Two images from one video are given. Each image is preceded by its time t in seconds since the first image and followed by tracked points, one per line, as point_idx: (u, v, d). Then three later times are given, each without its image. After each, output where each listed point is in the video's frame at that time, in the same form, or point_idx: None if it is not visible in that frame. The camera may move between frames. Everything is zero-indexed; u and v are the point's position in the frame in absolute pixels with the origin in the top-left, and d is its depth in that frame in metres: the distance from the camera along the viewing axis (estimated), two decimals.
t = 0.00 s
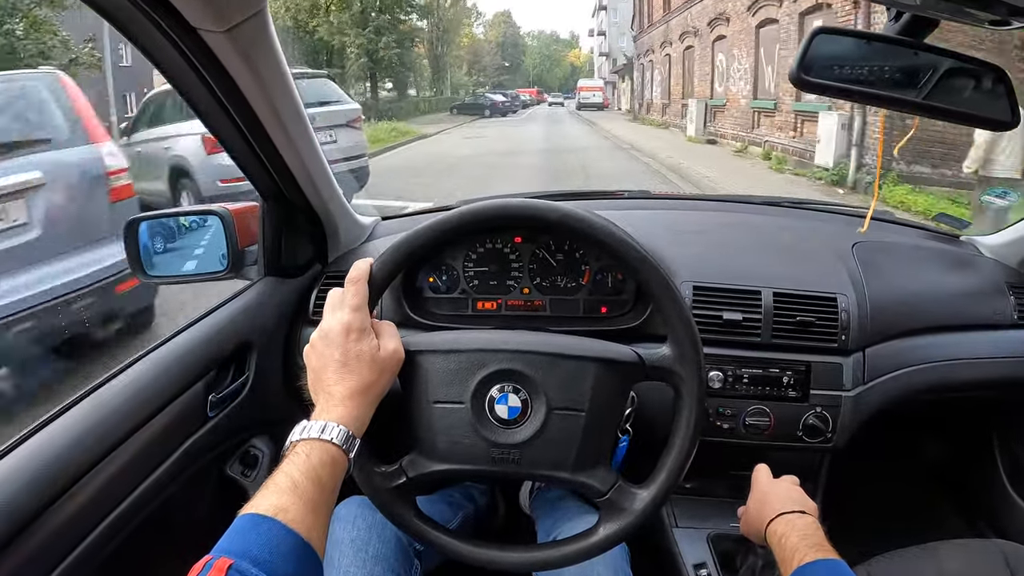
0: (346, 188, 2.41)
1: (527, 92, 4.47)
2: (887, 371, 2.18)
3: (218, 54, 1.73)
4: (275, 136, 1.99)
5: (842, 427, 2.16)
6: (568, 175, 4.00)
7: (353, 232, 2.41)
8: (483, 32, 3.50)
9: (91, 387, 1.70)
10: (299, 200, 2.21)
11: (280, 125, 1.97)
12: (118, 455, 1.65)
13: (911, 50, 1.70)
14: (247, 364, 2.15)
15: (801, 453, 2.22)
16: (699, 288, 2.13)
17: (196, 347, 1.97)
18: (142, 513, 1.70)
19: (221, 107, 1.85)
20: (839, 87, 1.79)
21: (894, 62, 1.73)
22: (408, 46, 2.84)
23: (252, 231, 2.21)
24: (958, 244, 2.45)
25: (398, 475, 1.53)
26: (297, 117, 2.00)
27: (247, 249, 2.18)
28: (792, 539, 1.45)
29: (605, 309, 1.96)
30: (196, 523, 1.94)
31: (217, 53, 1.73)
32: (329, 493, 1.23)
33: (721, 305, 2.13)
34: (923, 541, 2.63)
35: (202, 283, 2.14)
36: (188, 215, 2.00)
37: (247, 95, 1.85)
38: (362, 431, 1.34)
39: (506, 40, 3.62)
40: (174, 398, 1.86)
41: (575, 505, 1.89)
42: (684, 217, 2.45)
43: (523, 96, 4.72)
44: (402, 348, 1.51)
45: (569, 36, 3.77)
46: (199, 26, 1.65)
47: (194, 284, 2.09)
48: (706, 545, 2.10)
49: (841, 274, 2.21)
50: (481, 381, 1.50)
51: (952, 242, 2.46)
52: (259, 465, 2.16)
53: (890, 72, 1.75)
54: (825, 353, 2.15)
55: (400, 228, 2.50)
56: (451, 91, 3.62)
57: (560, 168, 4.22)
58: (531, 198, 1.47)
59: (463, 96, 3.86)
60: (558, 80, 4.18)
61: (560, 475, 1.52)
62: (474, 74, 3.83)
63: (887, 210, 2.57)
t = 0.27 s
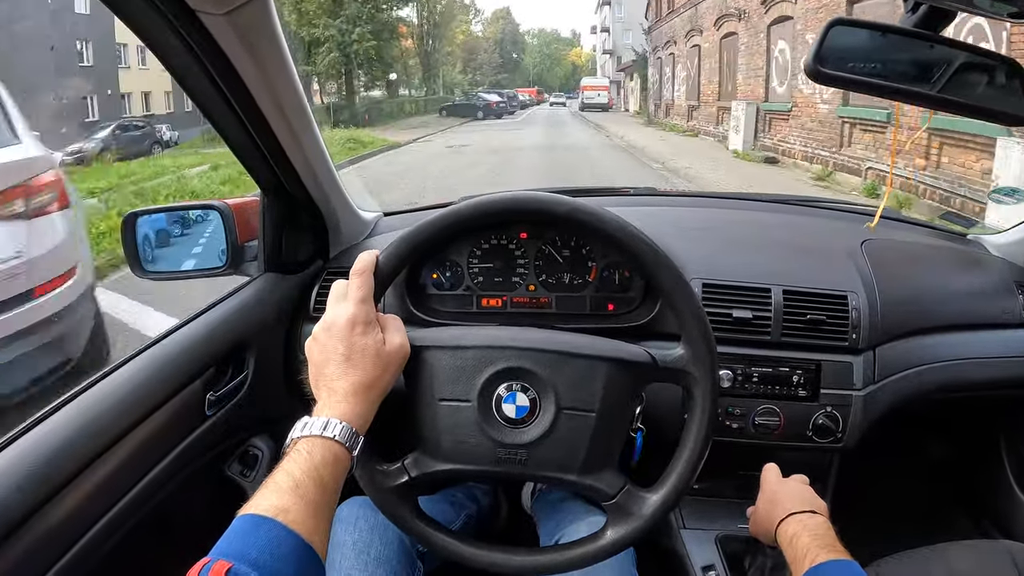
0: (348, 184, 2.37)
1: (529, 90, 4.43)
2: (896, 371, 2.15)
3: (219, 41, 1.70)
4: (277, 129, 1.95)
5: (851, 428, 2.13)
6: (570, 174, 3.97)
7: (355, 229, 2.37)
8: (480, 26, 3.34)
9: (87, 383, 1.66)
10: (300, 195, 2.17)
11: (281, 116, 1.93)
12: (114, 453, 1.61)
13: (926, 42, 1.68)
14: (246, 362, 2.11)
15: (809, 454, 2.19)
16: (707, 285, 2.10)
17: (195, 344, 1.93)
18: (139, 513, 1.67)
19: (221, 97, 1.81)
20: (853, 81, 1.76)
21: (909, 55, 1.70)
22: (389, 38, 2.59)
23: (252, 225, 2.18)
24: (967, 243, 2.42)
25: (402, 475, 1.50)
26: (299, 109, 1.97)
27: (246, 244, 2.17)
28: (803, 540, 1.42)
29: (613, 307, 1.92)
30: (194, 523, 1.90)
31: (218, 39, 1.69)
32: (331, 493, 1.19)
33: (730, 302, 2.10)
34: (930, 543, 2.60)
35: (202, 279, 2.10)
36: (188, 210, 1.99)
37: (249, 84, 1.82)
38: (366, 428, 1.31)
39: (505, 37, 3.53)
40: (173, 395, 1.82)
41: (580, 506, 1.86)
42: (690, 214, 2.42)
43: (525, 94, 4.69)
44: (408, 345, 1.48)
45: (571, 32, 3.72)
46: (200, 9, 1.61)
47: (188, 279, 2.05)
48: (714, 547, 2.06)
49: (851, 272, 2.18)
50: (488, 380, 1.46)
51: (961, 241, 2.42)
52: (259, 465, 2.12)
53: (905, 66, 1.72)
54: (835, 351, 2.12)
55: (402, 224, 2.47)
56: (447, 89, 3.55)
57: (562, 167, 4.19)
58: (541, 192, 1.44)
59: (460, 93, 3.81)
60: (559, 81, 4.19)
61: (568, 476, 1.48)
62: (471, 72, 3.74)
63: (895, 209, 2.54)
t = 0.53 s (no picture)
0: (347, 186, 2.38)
1: (530, 91, 4.44)
2: (893, 372, 2.15)
3: (215, 47, 1.71)
4: (274, 132, 1.97)
5: (847, 429, 2.13)
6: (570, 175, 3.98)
7: (353, 230, 2.39)
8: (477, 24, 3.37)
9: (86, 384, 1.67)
10: (297, 195, 2.18)
11: (279, 118, 1.95)
12: (112, 453, 1.62)
13: (921, 46, 1.67)
14: (245, 363, 2.12)
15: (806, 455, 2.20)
16: (704, 287, 2.11)
17: (194, 344, 1.94)
18: (138, 512, 1.68)
19: (218, 101, 1.83)
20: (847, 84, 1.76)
21: (903, 58, 1.71)
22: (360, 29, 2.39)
23: (251, 227, 2.17)
24: (964, 245, 2.42)
25: (398, 475, 1.51)
26: (296, 112, 1.98)
27: (246, 245, 2.17)
28: (797, 541, 1.42)
29: (608, 309, 1.94)
30: (193, 523, 1.91)
31: (214, 46, 1.71)
32: (326, 495, 1.20)
33: (727, 304, 2.10)
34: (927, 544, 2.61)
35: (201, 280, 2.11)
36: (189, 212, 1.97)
37: (245, 86, 1.83)
38: (364, 429, 1.31)
39: (502, 35, 3.53)
40: (172, 396, 1.83)
41: (576, 506, 1.87)
42: (688, 215, 2.42)
43: (525, 94, 4.69)
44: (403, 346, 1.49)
45: (571, 33, 3.73)
46: (195, 16, 1.62)
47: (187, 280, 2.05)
48: (710, 547, 2.07)
49: (848, 274, 2.18)
50: (482, 381, 1.47)
51: (959, 243, 2.42)
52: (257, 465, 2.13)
53: (899, 69, 1.72)
54: (832, 353, 2.12)
55: (401, 226, 2.47)
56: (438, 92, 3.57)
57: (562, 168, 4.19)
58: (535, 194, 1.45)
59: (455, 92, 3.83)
60: (559, 80, 4.01)
61: (563, 477, 1.49)
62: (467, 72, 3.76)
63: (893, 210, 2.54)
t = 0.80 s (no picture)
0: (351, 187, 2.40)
1: (531, 92, 4.45)
2: (894, 375, 2.16)
3: (224, 48, 1.72)
4: (281, 133, 1.98)
5: (848, 431, 2.15)
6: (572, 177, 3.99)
7: (357, 231, 2.40)
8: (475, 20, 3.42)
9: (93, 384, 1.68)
10: (303, 197, 2.20)
11: (286, 120, 1.96)
12: (118, 453, 1.63)
13: (924, 51, 1.69)
14: (250, 363, 2.14)
15: (807, 457, 2.21)
16: (707, 289, 2.12)
17: (199, 345, 1.95)
18: (144, 512, 1.69)
19: (226, 103, 1.84)
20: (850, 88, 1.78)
21: (906, 63, 1.72)
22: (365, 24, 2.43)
23: (256, 228, 2.20)
24: (965, 249, 2.43)
25: (405, 476, 1.52)
26: (303, 114, 1.99)
27: (250, 246, 2.18)
28: (799, 542, 1.44)
29: (613, 311, 1.95)
30: (198, 523, 1.92)
31: (225, 47, 1.72)
32: (334, 496, 1.21)
33: (729, 306, 2.12)
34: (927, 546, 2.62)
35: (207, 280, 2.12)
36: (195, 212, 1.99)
37: (252, 87, 1.84)
38: (370, 431, 1.33)
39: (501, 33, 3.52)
40: (177, 396, 1.84)
41: (579, 507, 1.88)
42: (690, 218, 2.44)
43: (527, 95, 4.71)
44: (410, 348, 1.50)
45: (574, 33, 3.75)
46: (205, 16, 1.63)
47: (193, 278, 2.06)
48: (711, 549, 2.08)
49: (849, 276, 2.20)
50: (489, 382, 1.49)
51: (959, 246, 2.44)
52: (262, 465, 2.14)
53: (903, 74, 1.74)
54: (833, 355, 2.14)
55: (405, 227, 2.48)
56: (439, 87, 3.43)
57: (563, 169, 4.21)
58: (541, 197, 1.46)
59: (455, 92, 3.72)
60: (560, 79, 4.33)
61: (568, 477, 1.50)
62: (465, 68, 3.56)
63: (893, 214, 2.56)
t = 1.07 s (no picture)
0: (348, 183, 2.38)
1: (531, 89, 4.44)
2: (894, 373, 2.15)
3: (218, 41, 1.70)
4: (277, 128, 1.96)
5: (849, 429, 2.13)
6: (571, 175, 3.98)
7: (354, 227, 2.38)
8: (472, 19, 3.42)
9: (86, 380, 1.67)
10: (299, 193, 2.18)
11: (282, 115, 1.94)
12: (111, 449, 1.62)
13: (925, 44, 1.67)
14: (246, 360, 2.12)
15: (807, 455, 2.19)
16: (706, 286, 2.11)
17: (194, 342, 1.94)
18: (137, 509, 1.67)
19: (221, 96, 1.82)
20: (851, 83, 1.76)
21: (907, 57, 1.70)
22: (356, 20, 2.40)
23: (252, 224, 2.19)
24: (966, 246, 2.41)
25: (401, 475, 1.50)
26: (299, 109, 1.97)
27: (246, 243, 2.17)
28: (798, 541, 1.42)
29: (611, 307, 1.93)
30: (192, 520, 1.91)
31: (219, 41, 1.70)
32: (326, 494, 1.20)
33: (729, 303, 2.10)
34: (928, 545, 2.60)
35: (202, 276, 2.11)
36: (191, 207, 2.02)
37: (247, 81, 1.82)
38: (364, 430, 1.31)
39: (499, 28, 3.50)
40: (172, 393, 1.83)
41: (577, 505, 1.86)
42: (690, 214, 2.42)
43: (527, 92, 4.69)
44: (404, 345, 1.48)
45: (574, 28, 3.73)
46: (199, 9, 1.61)
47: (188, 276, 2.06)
48: (710, 547, 2.06)
49: (850, 273, 2.18)
50: (485, 379, 1.47)
51: (961, 243, 2.42)
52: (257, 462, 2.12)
53: (904, 68, 1.72)
54: (834, 353, 2.12)
55: (402, 224, 2.47)
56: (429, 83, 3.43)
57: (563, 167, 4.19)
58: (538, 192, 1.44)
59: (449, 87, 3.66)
60: (561, 78, 4.17)
61: (565, 475, 1.49)
62: (459, 66, 3.64)
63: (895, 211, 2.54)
